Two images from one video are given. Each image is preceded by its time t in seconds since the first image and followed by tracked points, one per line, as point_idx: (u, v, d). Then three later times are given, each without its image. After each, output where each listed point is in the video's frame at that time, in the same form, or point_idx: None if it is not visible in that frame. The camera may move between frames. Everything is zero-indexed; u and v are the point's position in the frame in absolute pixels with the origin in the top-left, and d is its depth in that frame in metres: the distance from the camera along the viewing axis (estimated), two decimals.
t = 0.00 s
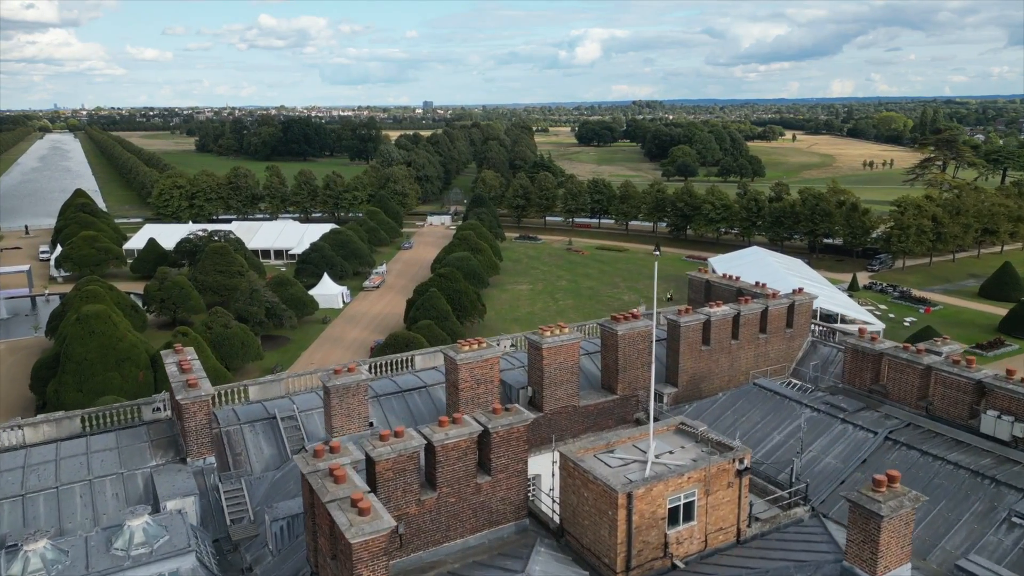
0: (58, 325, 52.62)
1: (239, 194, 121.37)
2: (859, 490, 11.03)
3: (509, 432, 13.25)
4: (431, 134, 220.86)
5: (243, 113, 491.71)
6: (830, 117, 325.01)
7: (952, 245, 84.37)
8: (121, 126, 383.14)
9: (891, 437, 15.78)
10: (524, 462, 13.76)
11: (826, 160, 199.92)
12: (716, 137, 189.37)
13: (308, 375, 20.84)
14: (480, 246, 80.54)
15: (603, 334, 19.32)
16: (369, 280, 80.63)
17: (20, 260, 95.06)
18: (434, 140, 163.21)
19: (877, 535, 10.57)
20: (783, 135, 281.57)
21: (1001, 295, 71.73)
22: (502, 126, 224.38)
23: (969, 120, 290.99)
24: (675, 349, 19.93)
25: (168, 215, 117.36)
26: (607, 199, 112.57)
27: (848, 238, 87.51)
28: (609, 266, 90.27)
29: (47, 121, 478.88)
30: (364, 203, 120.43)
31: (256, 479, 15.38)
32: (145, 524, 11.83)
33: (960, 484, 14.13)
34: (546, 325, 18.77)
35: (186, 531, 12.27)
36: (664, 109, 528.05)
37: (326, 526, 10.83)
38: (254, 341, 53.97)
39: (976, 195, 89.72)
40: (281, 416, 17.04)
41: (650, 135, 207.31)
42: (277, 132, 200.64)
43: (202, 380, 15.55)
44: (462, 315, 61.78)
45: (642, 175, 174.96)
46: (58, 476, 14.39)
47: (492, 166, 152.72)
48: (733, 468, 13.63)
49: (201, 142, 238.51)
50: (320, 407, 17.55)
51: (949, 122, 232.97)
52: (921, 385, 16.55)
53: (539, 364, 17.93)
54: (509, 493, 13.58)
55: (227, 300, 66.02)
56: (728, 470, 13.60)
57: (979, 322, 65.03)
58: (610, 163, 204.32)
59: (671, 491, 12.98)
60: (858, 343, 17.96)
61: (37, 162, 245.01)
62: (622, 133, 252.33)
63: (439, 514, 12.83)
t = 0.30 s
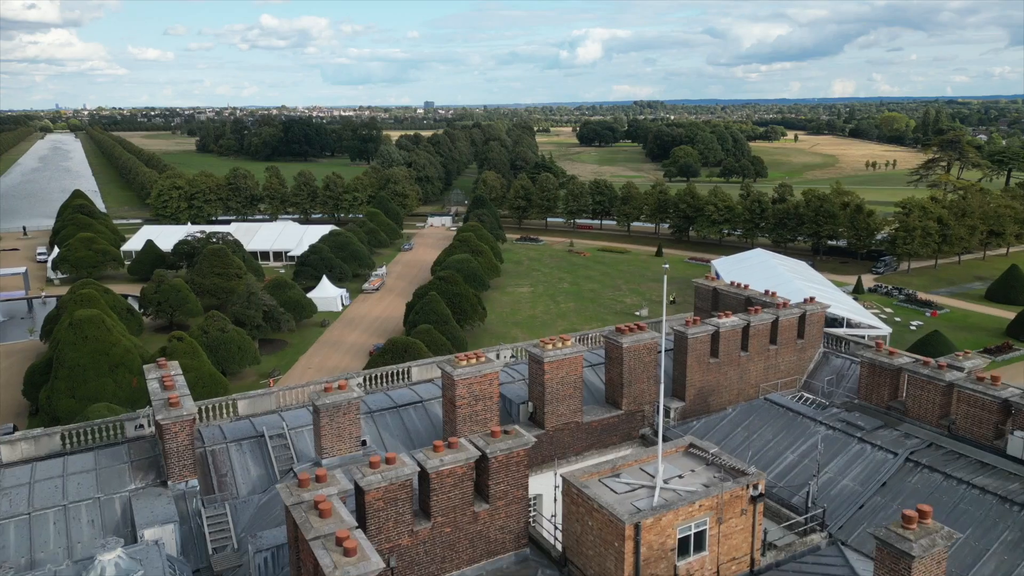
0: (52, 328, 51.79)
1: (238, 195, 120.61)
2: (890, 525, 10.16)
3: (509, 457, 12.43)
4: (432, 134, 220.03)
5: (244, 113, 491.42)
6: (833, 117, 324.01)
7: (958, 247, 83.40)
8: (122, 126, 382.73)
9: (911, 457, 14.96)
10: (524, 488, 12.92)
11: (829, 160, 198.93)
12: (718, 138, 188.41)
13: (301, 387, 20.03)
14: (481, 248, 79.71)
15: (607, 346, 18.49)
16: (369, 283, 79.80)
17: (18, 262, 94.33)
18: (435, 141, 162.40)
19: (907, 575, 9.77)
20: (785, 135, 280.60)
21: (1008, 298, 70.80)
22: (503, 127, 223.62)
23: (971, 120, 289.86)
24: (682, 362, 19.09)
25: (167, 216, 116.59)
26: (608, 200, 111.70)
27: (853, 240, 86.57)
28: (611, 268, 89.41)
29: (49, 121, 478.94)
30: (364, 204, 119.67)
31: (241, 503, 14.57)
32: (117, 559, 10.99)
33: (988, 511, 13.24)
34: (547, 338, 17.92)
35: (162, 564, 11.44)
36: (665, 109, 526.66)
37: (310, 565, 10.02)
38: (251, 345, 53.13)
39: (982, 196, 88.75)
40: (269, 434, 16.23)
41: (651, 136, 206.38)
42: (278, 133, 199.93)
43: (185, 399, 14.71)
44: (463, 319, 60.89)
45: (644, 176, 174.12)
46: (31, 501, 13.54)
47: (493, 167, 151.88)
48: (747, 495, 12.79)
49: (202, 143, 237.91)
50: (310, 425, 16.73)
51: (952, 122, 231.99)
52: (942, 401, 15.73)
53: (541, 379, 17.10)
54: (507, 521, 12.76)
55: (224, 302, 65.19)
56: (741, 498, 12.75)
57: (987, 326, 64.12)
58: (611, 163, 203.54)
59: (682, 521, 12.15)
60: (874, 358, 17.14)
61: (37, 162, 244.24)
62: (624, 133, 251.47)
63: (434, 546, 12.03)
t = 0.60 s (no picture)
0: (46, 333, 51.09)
1: (238, 196, 119.86)
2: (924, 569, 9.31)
3: (506, 487, 11.63)
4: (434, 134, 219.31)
5: (245, 113, 491.34)
6: (835, 117, 323.29)
7: (963, 250, 82.50)
8: (123, 126, 382.17)
9: (934, 483, 14.11)
10: (522, 519, 12.08)
11: (831, 161, 198.05)
12: (721, 138, 187.54)
13: (292, 402, 19.20)
14: (482, 250, 78.92)
15: (611, 361, 17.62)
16: (368, 285, 79.00)
17: (15, 264, 93.54)
18: (436, 141, 161.67)
19: None
20: (788, 136, 279.84)
21: (1015, 302, 69.93)
22: (504, 127, 222.62)
23: (974, 120, 288.96)
24: (689, 378, 18.23)
25: (165, 217, 115.80)
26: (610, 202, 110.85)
27: (857, 242, 85.69)
28: (613, 271, 88.59)
29: (50, 121, 478.90)
30: (364, 205, 119.00)
31: (224, 532, 13.73)
32: None
33: (1018, 543, 12.41)
34: (548, 353, 17.04)
35: None
36: (667, 109, 526.24)
37: None
38: (247, 350, 52.33)
39: (987, 198, 87.84)
40: (256, 456, 15.41)
41: (653, 136, 205.57)
42: (278, 133, 199.31)
43: (164, 421, 13.90)
44: (463, 323, 60.04)
45: (646, 177, 173.29)
46: None
47: (494, 168, 151.12)
48: (761, 526, 11.96)
49: (202, 143, 237.34)
50: (298, 446, 15.90)
51: (955, 123, 231.23)
52: (965, 423, 14.90)
53: (542, 397, 16.24)
54: (506, 555, 11.94)
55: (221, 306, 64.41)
56: (755, 530, 11.92)
57: (994, 330, 63.29)
58: (613, 164, 202.82)
59: (693, 557, 11.31)
60: (893, 376, 16.33)
61: (37, 162, 243.60)
62: (625, 134, 250.67)
63: None
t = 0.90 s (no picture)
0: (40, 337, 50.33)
1: (237, 197, 119.01)
2: None
3: (503, 523, 10.82)
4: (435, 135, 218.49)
5: (246, 114, 491.09)
6: (837, 117, 322.24)
7: (969, 252, 81.54)
8: (125, 125, 381.96)
9: (960, 514, 13.24)
10: (519, 558, 11.24)
11: (833, 161, 197.02)
12: (723, 138, 186.58)
13: (282, 419, 18.38)
14: (482, 253, 78.03)
15: (615, 378, 16.76)
16: (367, 288, 78.16)
17: (12, 265, 92.76)
18: (436, 142, 160.79)
19: None
20: (790, 137, 278.79)
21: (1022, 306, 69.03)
22: (506, 127, 221.74)
23: (977, 120, 287.94)
24: (697, 395, 17.38)
25: (164, 218, 114.95)
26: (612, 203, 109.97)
27: (862, 244, 84.73)
28: (614, 273, 87.71)
29: (51, 120, 478.62)
30: (364, 207, 118.30)
31: (203, 564, 12.91)
32: None
33: None
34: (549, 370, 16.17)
35: None
36: (668, 109, 525.01)
37: None
38: (244, 355, 51.45)
39: (994, 200, 86.85)
40: (240, 480, 14.58)
41: (655, 137, 204.57)
42: (279, 133, 198.53)
43: (141, 446, 13.05)
44: (462, 327, 59.22)
45: (648, 177, 172.44)
46: None
47: (495, 168, 150.22)
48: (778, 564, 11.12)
49: (203, 143, 236.61)
50: (285, 469, 15.08)
51: (957, 123, 230.22)
52: (990, 448, 14.03)
53: (543, 417, 15.39)
54: None
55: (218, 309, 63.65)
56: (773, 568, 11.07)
57: (1002, 335, 62.38)
58: (615, 164, 202.10)
59: None
60: (913, 396, 15.48)
61: (38, 162, 242.62)
62: (627, 134, 249.74)
63: None
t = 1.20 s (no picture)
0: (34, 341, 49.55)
1: (237, 198, 118.21)
2: None
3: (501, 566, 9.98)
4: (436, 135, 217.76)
5: (247, 114, 490.99)
6: (840, 117, 321.21)
7: (976, 255, 80.55)
8: (127, 125, 381.96)
9: (994, 549, 12.35)
10: None
11: (836, 161, 196.07)
12: (726, 139, 185.62)
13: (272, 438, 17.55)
14: (483, 255, 77.17)
15: (621, 397, 15.88)
16: (367, 291, 77.33)
17: (10, 268, 92.08)
18: (437, 143, 159.99)
19: None
20: (792, 137, 277.79)
21: None
22: (507, 127, 220.90)
23: (979, 120, 286.95)
24: (706, 414, 16.49)
25: (163, 219, 114.10)
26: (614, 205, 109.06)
27: (867, 246, 83.77)
28: (617, 276, 86.84)
29: (53, 120, 478.66)
30: (364, 208, 117.50)
31: None
32: None
33: None
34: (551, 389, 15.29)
35: None
36: (670, 109, 524.01)
37: None
38: (241, 361, 50.64)
39: (1001, 201, 85.86)
40: (223, 508, 13.74)
41: (657, 137, 203.63)
42: (280, 134, 197.93)
43: (115, 475, 12.21)
44: (462, 331, 58.26)
45: (650, 178, 171.59)
46: None
47: (496, 168, 149.35)
48: None
49: (204, 143, 236.00)
50: (272, 496, 14.25)
51: (961, 123, 229.18)
52: None
53: (545, 440, 14.53)
54: None
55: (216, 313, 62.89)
56: None
57: (1011, 339, 61.41)
58: (617, 164, 201.23)
59: None
60: (938, 418, 14.61)
61: (38, 162, 242.19)
62: (629, 134, 248.93)
63: None
